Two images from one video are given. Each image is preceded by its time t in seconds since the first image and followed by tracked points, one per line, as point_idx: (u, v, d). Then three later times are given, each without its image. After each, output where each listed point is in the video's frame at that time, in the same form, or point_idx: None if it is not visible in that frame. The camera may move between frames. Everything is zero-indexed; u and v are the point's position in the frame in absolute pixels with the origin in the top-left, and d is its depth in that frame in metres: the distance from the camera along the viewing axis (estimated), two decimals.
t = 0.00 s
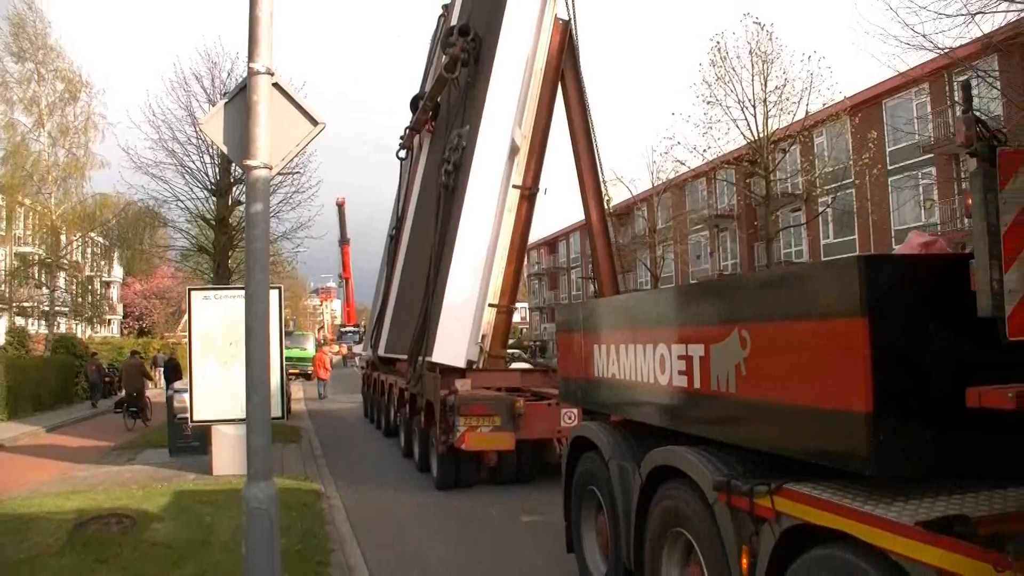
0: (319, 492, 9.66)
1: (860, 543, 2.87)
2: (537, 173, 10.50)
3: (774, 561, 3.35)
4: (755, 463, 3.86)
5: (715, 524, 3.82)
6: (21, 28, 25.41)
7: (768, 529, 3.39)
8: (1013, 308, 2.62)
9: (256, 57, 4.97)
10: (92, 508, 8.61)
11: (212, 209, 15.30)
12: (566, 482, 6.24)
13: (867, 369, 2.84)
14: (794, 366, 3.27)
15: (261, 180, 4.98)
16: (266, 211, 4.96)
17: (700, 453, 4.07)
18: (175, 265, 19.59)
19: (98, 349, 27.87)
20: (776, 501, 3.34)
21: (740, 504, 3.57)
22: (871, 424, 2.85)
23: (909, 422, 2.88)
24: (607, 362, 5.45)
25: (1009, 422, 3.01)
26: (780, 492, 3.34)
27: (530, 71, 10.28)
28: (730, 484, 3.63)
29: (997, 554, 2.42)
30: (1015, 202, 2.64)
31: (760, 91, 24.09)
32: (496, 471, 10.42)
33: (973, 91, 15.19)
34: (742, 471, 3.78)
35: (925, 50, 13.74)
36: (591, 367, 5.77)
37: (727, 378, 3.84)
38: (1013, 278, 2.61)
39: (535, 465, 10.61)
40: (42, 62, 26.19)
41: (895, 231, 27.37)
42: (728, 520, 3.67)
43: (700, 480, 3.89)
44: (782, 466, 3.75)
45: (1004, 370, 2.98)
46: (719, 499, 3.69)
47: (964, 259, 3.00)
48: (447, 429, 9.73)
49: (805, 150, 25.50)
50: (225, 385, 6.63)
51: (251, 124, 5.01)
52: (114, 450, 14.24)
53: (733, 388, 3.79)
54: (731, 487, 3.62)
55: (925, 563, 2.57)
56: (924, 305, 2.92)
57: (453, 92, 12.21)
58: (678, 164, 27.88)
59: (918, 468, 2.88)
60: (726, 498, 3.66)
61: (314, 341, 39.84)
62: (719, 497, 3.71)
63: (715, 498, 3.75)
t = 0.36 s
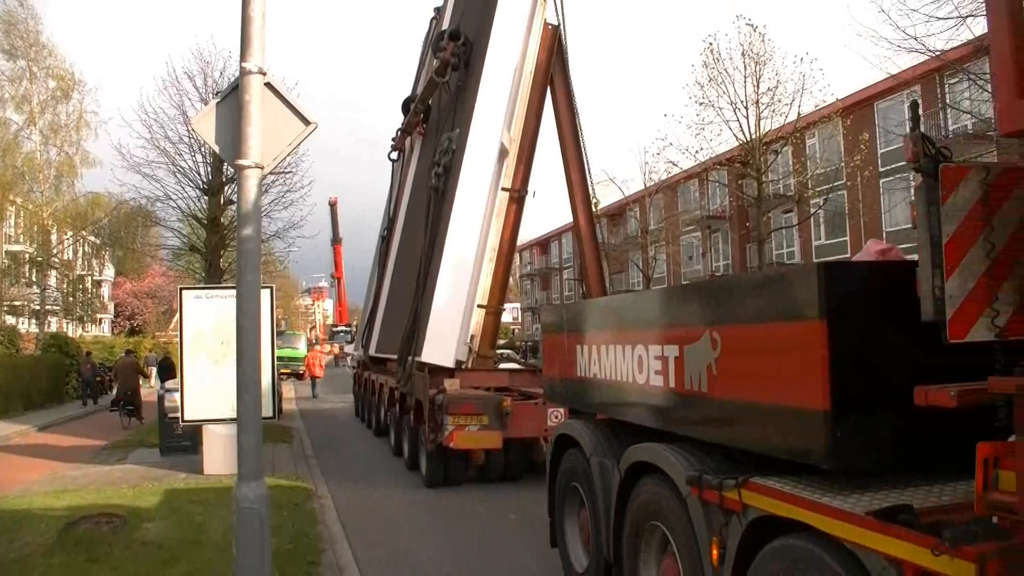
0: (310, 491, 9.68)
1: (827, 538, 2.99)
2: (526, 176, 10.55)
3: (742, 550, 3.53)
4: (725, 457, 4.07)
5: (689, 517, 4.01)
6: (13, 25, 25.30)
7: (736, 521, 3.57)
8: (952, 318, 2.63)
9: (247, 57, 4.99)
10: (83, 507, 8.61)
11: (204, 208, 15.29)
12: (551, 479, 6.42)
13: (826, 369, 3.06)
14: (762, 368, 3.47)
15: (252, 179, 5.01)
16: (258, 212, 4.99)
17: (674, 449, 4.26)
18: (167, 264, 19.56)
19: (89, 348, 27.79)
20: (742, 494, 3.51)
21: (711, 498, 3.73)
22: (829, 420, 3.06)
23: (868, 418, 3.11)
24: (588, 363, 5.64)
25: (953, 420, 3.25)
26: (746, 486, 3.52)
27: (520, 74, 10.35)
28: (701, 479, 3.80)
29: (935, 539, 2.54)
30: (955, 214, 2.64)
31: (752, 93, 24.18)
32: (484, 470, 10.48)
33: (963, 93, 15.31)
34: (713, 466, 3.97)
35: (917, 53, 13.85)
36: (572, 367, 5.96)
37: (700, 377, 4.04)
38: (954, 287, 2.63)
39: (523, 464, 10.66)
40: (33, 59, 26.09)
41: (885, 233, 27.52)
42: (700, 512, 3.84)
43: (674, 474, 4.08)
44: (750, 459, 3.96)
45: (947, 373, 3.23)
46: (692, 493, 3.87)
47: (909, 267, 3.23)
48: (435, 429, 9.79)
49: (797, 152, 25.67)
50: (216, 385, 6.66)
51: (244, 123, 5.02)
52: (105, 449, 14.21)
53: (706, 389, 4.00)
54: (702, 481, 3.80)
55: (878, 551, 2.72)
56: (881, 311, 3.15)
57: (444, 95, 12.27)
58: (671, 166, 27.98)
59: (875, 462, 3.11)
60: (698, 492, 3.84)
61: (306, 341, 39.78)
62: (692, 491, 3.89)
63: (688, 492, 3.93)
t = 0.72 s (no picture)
0: (304, 492, 9.71)
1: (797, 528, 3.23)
2: (516, 179, 10.59)
3: (715, 537, 3.81)
4: (704, 452, 4.34)
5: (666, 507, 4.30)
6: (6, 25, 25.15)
7: (711, 513, 3.83)
8: (902, 317, 2.89)
9: (241, 59, 5.03)
10: (76, 509, 8.61)
11: (197, 209, 15.28)
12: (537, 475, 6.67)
13: (790, 368, 3.26)
14: (732, 367, 3.67)
15: (245, 180, 5.04)
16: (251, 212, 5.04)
17: (654, 445, 4.52)
18: (159, 265, 19.52)
19: (81, 349, 27.69)
20: (714, 486, 3.77)
21: (686, 490, 4.01)
22: (794, 418, 3.25)
23: (831, 413, 3.29)
24: (574, 363, 5.82)
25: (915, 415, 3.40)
26: (718, 479, 3.77)
27: (509, 78, 10.42)
28: (678, 473, 4.08)
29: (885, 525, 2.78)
30: (904, 224, 2.89)
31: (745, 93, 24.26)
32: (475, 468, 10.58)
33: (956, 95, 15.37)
34: (689, 461, 4.24)
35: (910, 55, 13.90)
36: (558, 367, 6.16)
37: (678, 376, 4.23)
38: (904, 290, 2.88)
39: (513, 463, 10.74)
40: (27, 59, 25.89)
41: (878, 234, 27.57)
42: (677, 504, 4.13)
43: (653, 468, 4.37)
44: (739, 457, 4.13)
45: (911, 371, 3.36)
46: (670, 485, 4.14)
47: (862, 272, 3.37)
48: (426, 427, 9.91)
49: (790, 152, 25.75)
50: (212, 386, 6.70)
51: (236, 124, 5.06)
52: (98, 450, 14.20)
53: (682, 386, 4.19)
54: (679, 475, 4.08)
55: (838, 539, 2.97)
56: (846, 309, 3.32)
57: (434, 99, 12.31)
58: (664, 166, 28.05)
59: (838, 453, 3.29)
60: (675, 485, 4.12)
61: (299, 341, 39.70)
62: (670, 484, 4.17)
63: (666, 484, 4.22)
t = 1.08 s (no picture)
0: (301, 491, 9.71)
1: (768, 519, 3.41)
2: (510, 182, 10.67)
3: (691, 530, 4.02)
4: (682, 448, 4.55)
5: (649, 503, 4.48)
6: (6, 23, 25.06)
7: (685, 506, 4.07)
8: (863, 321, 3.05)
9: (240, 58, 5.03)
10: (73, 508, 8.60)
11: (195, 208, 15.28)
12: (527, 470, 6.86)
13: (763, 370, 3.44)
14: (709, 368, 3.84)
15: (244, 180, 5.04)
16: (250, 212, 5.05)
17: (637, 441, 4.72)
18: (157, 264, 19.50)
19: (78, 348, 27.63)
20: (692, 481, 3.98)
21: (667, 485, 4.21)
22: (763, 414, 3.45)
23: (788, 419, 3.47)
24: (563, 362, 6.00)
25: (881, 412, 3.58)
26: (696, 473, 3.97)
27: (505, 82, 10.45)
28: (660, 468, 4.27)
29: (843, 514, 2.96)
30: (866, 232, 3.05)
31: (744, 94, 24.28)
32: (470, 466, 10.65)
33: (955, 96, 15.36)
34: (671, 456, 4.44)
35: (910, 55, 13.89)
36: (548, 366, 6.36)
37: (658, 375, 4.42)
38: (864, 295, 3.04)
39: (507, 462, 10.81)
40: (28, 58, 25.78)
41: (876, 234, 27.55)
42: (659, 499, 4.32)
43: (635, 463, 4.57)
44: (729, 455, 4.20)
45: (868, 369, 3.59)
46: (651, 480, 4.36)
47: (825, 275, 3.58)
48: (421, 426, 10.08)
49: (788, 153, 25.75)
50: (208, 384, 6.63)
51: (235, 124, 5.06)
52: (95, 449, 14.18)
53: (663, 388, 4.38)
54: (660, 470, 4.28)
55: (804, 528, 3.15)
56: (810, 317, 3.49)
57: (430, 102, 12.34)
58: (662, 167, 28.07)
59: (809, 448, 3.50)
60: (656, 480, 4.32)
61: (297, 340, 39.65)
62: (651, 479, 4.37)
63: (648, 479, 4.41)
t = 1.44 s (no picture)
0: (295, 491, 9.71)
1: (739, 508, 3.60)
2: (500, 183, 10.63)
3: (668, 519, 4.24)
4: (660, 442, 4.75)
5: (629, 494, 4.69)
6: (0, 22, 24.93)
7: (659, 496, 4.33)
8: (824, 319, 3.19)
9: (232, 58, 5.04)
10: (67, 509, 8.59)
11: (189, 208, 15.25)
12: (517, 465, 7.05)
13: (730, 361, 3.64)
14: (684, 365, 4.04)
15: (236, 180, 5.04)
16: (242, 212, 5.06)
17: (618, 435, 4.93)
18: (151, 264, 19.45)
19: (71, 348, 27.49)
20: (669, 472, 4.18)
21: (646, 476, 4.42)
22: (732, 407, 3.65)
23: (758, 419, 3.68)
24: (550, 361, 6.16)
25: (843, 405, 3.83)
26: (672, 465, 4.19)
27: (493, 85, 10.43)
28: (639, 461, 4.48)
29: (805, 501, 3.17)
30: (825, 237, 3.19)
31: (737, 92, 24.34)
32: (461, 461, 10.80)
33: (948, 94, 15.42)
34: (649, 449, 4.65)
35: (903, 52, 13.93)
36: (534, 364, 6.57)
37: (635, 372, 4.63)
38: (823, 296, 3.19)
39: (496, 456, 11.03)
40: (22, 58, 25.60)
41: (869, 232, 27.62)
42: (638, 490, 4.53)
43: (615, 456, 4.77)
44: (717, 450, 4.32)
45: (833, 365, 3.76)
46: (630, 473, 4.55)
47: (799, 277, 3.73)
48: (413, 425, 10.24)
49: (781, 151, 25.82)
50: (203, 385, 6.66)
51: (228, 124, 5.06)
52: (88, 450, 14.14)
53: (644, 384, 4.53)
54: (639, 463, 4.48)
55: (769, 516, 3.35)
56: (776, 316, 3.70)
57: (421, 105, 12.37)
58: (655, 166, 28.13)
59: (778, 440, 3.70)
60: (636, 472, 4.52)
61: (290, 340, 39.54)
62: (631, 471, 4.57)
63: (627, 472, 4.61)
